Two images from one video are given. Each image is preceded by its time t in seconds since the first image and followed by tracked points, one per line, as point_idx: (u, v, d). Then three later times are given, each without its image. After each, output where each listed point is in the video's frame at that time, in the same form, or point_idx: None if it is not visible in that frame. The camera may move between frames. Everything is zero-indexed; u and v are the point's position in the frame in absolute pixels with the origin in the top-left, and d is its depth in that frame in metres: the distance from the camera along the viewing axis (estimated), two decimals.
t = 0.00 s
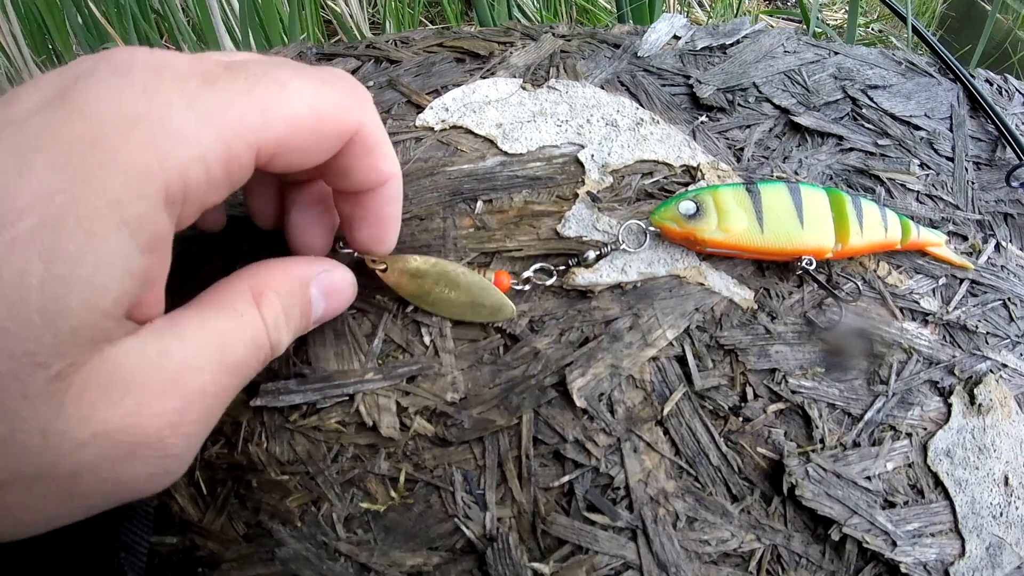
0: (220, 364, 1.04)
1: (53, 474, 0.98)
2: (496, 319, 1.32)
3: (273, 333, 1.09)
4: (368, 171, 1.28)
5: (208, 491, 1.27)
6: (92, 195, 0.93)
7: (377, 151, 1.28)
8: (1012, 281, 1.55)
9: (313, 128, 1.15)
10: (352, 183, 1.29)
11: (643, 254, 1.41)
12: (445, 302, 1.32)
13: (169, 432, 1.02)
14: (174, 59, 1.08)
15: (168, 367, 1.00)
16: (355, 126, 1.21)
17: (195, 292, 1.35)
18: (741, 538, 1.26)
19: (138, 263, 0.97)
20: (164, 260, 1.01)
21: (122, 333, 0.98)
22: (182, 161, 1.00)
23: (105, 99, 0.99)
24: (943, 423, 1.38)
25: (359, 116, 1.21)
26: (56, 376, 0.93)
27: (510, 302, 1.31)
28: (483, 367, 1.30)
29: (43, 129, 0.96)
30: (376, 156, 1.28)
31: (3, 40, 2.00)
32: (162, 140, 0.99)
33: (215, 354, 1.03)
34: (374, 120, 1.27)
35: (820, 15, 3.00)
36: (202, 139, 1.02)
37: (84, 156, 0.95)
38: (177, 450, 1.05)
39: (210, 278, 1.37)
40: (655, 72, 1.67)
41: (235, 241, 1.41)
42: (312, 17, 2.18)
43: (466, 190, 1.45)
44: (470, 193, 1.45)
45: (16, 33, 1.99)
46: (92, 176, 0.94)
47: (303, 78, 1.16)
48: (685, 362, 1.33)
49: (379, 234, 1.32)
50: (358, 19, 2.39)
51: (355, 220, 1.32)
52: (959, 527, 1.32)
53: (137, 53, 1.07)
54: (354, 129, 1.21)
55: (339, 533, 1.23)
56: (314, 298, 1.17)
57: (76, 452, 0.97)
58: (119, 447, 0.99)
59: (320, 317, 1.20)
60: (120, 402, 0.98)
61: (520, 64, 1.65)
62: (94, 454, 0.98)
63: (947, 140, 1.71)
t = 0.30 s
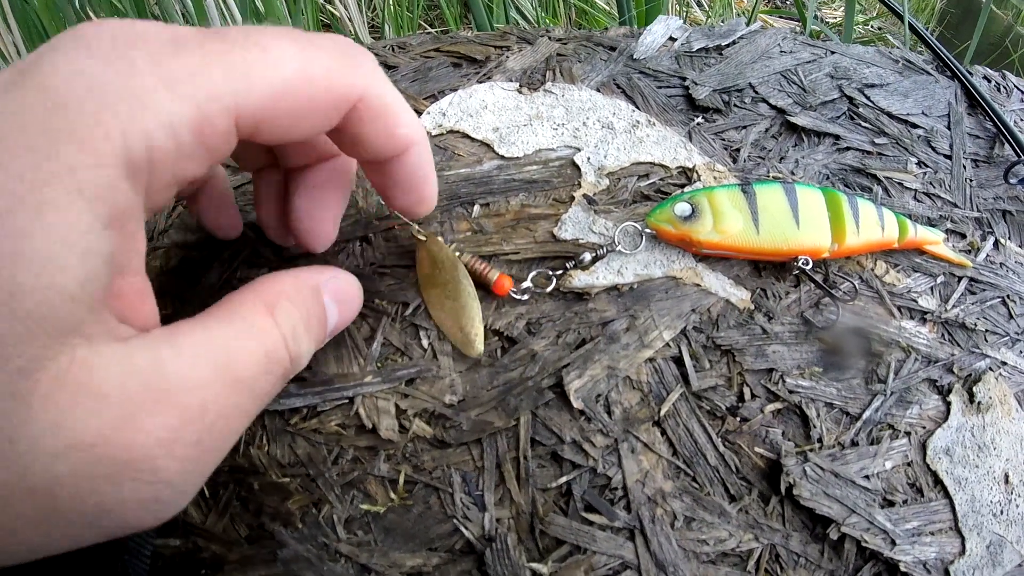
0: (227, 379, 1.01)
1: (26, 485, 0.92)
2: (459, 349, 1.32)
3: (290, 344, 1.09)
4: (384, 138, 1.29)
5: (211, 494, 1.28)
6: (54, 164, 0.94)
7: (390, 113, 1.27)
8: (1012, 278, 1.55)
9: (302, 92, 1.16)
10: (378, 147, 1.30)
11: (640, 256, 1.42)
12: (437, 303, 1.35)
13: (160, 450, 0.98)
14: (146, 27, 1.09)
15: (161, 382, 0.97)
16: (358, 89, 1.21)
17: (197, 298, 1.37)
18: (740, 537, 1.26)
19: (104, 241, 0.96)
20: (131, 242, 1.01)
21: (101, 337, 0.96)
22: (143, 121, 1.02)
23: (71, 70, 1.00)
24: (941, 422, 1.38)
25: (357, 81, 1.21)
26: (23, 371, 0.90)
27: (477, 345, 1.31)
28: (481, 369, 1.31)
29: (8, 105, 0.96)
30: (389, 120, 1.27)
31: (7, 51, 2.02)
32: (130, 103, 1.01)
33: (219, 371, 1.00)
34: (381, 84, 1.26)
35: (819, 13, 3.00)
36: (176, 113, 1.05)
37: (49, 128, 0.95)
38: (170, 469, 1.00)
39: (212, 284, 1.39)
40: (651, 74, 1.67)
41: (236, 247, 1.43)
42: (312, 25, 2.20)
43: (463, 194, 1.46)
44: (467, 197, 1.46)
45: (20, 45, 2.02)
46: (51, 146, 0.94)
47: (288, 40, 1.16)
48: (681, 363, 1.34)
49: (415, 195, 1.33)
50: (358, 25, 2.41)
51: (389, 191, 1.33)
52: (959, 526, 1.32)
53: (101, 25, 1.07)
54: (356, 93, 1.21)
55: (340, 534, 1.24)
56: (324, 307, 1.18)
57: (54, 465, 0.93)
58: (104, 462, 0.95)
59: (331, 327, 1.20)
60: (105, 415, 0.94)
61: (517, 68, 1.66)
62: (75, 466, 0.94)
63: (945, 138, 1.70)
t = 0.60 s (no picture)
0: (236, 457, 0.90)
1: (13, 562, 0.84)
2: (461, 348, 1.32)
3: (321, 402, 0.97)
4: (377, 254, 1.08)
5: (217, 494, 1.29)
6: None
7: (380, 238, 1.06)
8: (1019, 273, 1.54)
9: (255, 220, 0.97)
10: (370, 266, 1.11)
11: (644, 254, 1.42)
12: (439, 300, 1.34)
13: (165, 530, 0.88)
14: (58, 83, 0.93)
15: (159, 473, 0.86)
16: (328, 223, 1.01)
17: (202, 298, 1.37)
18: (746, 536, 1.26)
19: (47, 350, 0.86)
20: (86, 330, 0.92)
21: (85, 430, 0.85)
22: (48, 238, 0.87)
23: None
24: (948, 419, 1.37)
25: (327, 202, 1.00)
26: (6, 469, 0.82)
27: (478, 346, 1.30)
28: (486, 369, 1.31)
29: None
30: (378, 240, 1.06)
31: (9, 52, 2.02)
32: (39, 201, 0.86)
33: (231, 450, 0.89)
34: (366, 197, 1.04)
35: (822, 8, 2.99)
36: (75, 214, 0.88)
37: None
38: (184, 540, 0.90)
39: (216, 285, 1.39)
40: (654, 71, 1.67)
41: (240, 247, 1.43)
42: (316, 26, 2.20)
43: (467, 193, 1.46)
44: (471, 196, 1.46)
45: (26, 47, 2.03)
46: None
47: (241, 135, 0.95)
48: (687, 361, 1.34)
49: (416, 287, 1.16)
50: (361, 24, 2.42)
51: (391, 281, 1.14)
52: (966, 524, 1.32)
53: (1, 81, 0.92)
54: (329, 223, 1.01)
55: (346, 534, 1.24)
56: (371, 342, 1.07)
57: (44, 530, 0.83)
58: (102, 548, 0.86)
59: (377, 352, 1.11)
60: (98, 510, 0.85)
61: (520, 67, 1.66)
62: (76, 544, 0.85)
63: (950, 133, 1.69)
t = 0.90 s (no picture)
0: (273, 357, 1.00)
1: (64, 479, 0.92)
2: (466, 348, 1.32)
3: (338, 317, 1.08)
4: (408, 160, 1.22)
5: (219, 494, 1.29)
6: (66, 194, 0.88)
7: (414, 142, 1.20)
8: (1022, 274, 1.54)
9: (314, 125, 1.09)
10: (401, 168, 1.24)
11: (647, 254, 1.42)
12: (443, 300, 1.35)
13: (206, 433, 0.98)
14: (140, 28, 1.01)
15: (203, 365, 0.96)
16: (376, 129, 1.14)
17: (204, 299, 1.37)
18: (748, 537, 1.26)
19: (125, 255, 0.92)
20: (156, 246, 0.96)
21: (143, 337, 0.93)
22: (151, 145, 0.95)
23: (60, 84, 0.92)
24: (951, 420, 1.37)
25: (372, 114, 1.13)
26: (71, 386, 0.89)
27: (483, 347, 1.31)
28: (488, 369, 1.31)
29: None
30: (410, 151, 1.21)
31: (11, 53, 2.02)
32: (134, 123, 0.94)
33: (267, 349, 1.00)
34: (404, 117, 1.18)
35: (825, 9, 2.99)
36: (170, 124, 0.97)
37: (44, 152, 0.88)
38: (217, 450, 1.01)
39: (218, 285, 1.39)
40: (657, 71, 1.67)
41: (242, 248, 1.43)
42: (319, 27, 2.20)
43: (469, 194, 1.46)
44: (473, 196, 1.46)
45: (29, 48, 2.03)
46: (60, 170, 0.88)
47: (299, 62, 1.08)
48: (689, 362, 1.34)
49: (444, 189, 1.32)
50: (363, 24, 2.41)
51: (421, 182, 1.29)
52: (969, 525, 1.31)
53: (89, 18, 0.99)
54: (373, 134, 1.15)
55: (349, 534, 1.25)
56: (380, 270, 1.17)
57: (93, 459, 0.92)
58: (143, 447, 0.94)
59: (386, 285, 1.21)
60: (151, 405, 0.94)
61: (522, 67, 1.66)
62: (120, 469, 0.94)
63: (953, 133, 1.69)
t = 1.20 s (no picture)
0: (267, 346, 1.03)
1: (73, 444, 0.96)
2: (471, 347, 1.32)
3: (328, 309, 1.10)
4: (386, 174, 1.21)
5: (219, 492, 1.28)
6: (98, 170, 0.92)
7: (394, 158, 1.20)
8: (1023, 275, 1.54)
9: (318, 129, 1.11)
10: (378, 184, 1.24)
11: (649, 254, 1.42)
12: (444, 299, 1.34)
13: (204, 410, 1.02)
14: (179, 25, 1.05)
15: (207, 343, 0.99)
16: (365, 136, 1.15)
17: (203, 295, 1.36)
18: (750, 537, 1.26)
19: (149, 232, 0.95)
20: (177, 228, 0.99)
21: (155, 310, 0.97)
22: (179, 132, 0.98)
23: (100, 69, 0.96)
24: (953, 421, 1.37)
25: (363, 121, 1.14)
26: (88, 353, 0.93)
27: (486, 345, 1.31)
28: (491, 369, 1.31)
29: (35, 98, 0.93)
30: (391, 164, 1.20)
31: (12, 49, 1.99)
32: (164, 109, 0.98)
33: (262, 336, 1.02)
34: (391, 128, 1.20)
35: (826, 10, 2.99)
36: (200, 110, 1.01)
37: (81, 131, 0.92)
38: (214, 427, 1.04)
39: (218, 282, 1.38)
40: (659, 71, 1.67)
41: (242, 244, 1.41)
42: (321, 27, 2.19)
43: (472, 192, 1.45)
44: (476, 195, 1.45)
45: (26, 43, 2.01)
46: (95, 148, 0.92)
47: (313, 73, 1.12)
48: (692, 362, 1.34)
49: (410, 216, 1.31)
50: (364, 23, 2.40)
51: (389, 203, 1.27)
52: (970, 526, 1.32)
53: (135, 19, 1.03)
54: (363, 138, 1.16)
55: (349, 533, 1.24)
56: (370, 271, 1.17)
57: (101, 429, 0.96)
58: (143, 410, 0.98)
59: (376, 289, 1.21)
60: (154, 377, 0.97)
61: (525, 66, 1.65)
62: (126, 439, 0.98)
63: (955, 135, 1.69)
